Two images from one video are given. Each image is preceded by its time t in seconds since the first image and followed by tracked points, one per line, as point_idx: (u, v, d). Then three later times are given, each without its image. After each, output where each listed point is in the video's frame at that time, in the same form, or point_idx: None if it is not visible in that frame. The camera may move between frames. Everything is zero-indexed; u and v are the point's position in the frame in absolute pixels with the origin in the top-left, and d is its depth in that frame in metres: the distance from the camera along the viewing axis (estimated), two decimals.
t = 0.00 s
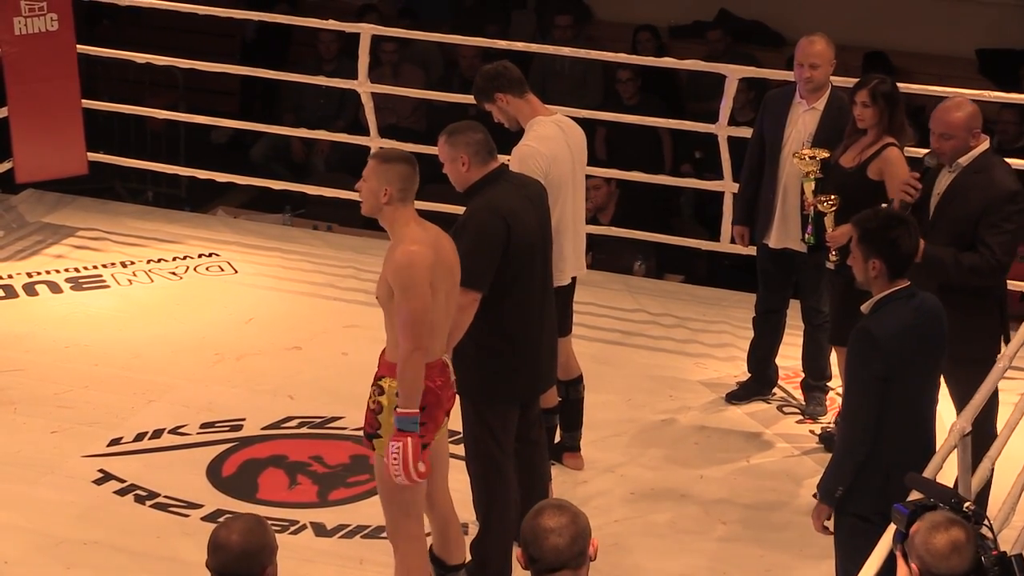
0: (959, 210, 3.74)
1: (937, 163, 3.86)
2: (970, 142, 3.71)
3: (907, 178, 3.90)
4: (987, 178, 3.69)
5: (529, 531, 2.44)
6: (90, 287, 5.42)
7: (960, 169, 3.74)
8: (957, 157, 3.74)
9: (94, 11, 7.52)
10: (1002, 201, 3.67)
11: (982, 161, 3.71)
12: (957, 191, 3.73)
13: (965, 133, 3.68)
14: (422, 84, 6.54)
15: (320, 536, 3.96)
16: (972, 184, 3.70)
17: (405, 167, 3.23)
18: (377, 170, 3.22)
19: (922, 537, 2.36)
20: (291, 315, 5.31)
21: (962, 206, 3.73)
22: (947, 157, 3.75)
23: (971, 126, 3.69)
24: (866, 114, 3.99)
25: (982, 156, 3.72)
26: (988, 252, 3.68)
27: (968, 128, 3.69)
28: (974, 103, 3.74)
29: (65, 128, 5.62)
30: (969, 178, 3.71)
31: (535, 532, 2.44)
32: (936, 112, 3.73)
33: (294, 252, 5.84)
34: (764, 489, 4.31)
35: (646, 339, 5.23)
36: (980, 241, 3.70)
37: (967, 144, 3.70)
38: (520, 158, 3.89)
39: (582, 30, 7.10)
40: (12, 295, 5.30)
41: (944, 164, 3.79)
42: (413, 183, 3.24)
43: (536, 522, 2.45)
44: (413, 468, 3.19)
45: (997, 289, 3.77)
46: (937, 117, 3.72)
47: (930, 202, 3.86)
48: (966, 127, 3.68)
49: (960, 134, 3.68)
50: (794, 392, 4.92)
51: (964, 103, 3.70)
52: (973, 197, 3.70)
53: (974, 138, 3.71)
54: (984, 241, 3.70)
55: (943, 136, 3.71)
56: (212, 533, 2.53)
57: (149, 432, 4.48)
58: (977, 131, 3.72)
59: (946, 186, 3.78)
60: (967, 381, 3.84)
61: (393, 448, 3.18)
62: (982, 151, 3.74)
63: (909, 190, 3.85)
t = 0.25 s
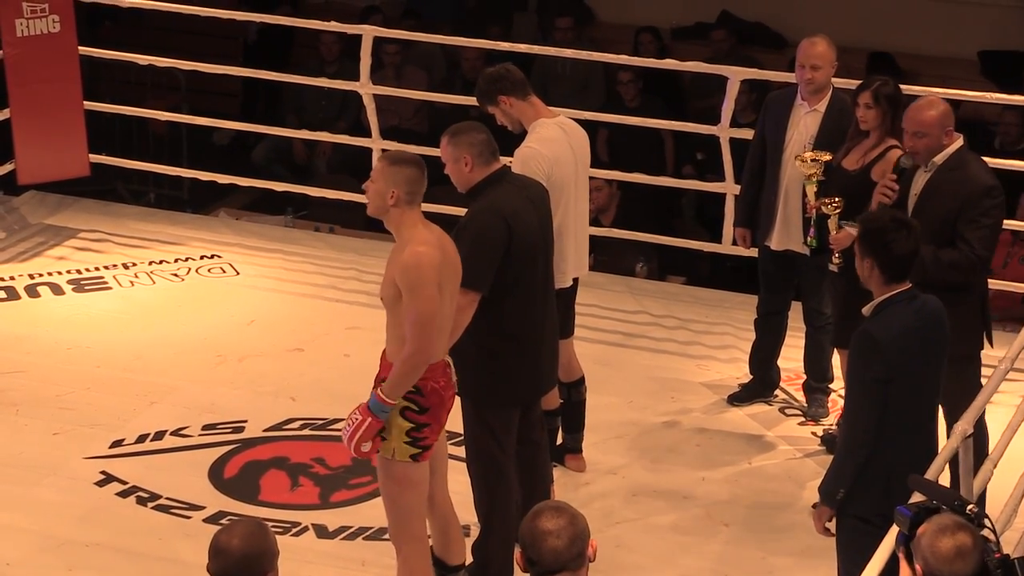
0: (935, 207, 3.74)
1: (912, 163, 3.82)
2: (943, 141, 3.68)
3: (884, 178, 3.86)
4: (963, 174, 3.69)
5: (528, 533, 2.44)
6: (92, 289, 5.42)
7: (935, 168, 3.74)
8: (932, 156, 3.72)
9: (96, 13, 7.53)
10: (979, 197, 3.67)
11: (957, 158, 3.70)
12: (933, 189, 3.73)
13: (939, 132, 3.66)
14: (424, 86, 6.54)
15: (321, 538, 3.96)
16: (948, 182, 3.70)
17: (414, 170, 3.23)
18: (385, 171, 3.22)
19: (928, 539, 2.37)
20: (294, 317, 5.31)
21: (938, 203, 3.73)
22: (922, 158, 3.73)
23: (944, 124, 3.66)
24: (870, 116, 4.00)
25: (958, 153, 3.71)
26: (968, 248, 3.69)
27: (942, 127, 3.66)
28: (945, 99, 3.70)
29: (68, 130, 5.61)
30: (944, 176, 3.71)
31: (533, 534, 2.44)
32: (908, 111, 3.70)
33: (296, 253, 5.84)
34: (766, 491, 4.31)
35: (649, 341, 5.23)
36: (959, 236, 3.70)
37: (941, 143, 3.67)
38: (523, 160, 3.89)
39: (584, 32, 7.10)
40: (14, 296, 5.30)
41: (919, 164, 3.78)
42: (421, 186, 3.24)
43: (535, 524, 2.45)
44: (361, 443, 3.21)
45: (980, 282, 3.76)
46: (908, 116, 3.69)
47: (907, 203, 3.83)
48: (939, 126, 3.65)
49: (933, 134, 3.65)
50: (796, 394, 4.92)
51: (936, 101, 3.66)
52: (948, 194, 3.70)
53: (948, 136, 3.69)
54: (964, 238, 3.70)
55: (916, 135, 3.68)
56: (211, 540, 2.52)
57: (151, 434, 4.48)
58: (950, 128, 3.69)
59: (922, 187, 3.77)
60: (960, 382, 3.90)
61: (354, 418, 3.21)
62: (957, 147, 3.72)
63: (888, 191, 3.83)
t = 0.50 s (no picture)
0: (914, 201, 3.79)
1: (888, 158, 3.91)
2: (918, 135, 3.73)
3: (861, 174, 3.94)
4: (939, 168, 3.77)
5: (531, 533, 2.44)
6: (95, 290, 5.42)
7: (910, 163, 3.81)
8: (908, 152, 3.78)
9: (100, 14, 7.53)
10: (956, 189, 3.75)
11: (932, 152, 3.79)
12: (910, 183, 3.80)
13: (913, 127, 3.68)
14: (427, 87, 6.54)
15: (324, 539, 3.96)
16: (925, 175, 3.78)
17: (425, 171, 3.23)
18: (396, 170, 3.23)
19: (935, 541, 2.37)
20: (297, 317, 5.31)
21: (916, 196, 3.79)
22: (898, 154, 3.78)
23: (920, 119, 3.69)
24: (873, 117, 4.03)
25: (931, 146, 3.80)
26: (950, 242, 3.75)
27: (917, 121, 3.68)
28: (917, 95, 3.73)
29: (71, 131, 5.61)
30: (921, 169, 3.79)
31: (535, 535, 2.44)
32: (882, 108, 3.71)
33: (299, 254, 5.84)
34: (768, 492, 4.31)
35: (652, 342, 5.23)
36: (939, 230, 3.77)
37: (916, 138, 3.72)
38: (527, 160, 3.89)
39: (587, 33, 7.10)
40: (17, 297, 5.30)
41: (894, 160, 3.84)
42: (429, 188, 3.24)
43: (537, 525, 2.45)
44: (361, 450, 3.21)
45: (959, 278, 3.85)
46: (884, 114, 3.70)
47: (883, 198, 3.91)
48: (913, 121, 3.67)
49: (909, 129, 3.68)
50: (799, 395, 4.92)
51: (910, 98, 3.67)
52: (926, 188, 3.77)
53: (921, 130, 3.74)
54: (943, 231, 3.77)
55: (892, 132, 3.70)
56: (205, 542, 2.52)
57: (154, 435, 4.48)
58: (923, 123, 3.74)
59: (897, 184, 3.84)
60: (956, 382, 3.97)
61: (352, 424, 3.20)
62: (928, 142, 3.81)
63: (863, 188, 3.92)
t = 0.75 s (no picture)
0: (909, 199, 3.81)
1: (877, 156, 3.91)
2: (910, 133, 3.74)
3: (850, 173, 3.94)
4: (935, 165, 3.79)
5: (536, 538, 2.43)
6: (100, 291, 5.42)
7: (902, 161, 3.83)
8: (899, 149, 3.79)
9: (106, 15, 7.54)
10: (952, 186, 3.79)
11: (925, 150, 3.80)
12: (904, 181, 3.82)
13: (907, 124, 3.69)
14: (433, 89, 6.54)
15: (330, 541, 3.96)
16: (920, 171, 3.80)
17: (425, 172, 3.24)
18: (397, 170, 3.24)
19: (941, 546, 2.37)
20: (302, 319, 5.31)
21: (913, 194, 3.81)
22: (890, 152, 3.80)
23: (914, 117, 3.70)
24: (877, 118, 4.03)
25: (923, 145, 3.81)
26: (947, 238, 3.80)
27: (911, 120, 3.69)
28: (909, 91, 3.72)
29: (76, 133, 5.61)
30: (914, 168, 3.80)
31: (541, 538, 2.42)
32: (875, 104, 3.70)
33: (305, 255, 5.85)
34: (773, 495, 4.31)
35: (658, 344, 5.23)
36: (937, 226, 3.80)
37: (908, 136, 3.73)
38: (532, 162, 3.88)
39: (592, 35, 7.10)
40: (23, 298, 5.31)
41: (885, 158, 3.86)
42: (430, 189, 3.24)
43: (543, 529, 2.43)
44: (394, 467, 3.19)
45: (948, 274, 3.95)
46: (876, 109, 3.69)
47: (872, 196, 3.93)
48: (908, 119, 3.68)
49: (903, 126, 3.68)
50: (804, 397, 4.92)
51: (903, 94, 3.68)
52: (922, 186, 3.79)
53: (914, 128, 3.74)
54: (941, 228, 3.81)
55: (885, 128, 3.69)
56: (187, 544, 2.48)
57: (159, 436, 4.49)
58: (915, 122, 3.73)
59: (888, 181, 3.87)
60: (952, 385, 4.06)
61: (378, 444, 3.18)
62: (920, 139, 3.81)
63: (853, 185, 3.91)
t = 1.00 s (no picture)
0: (911, 201, 3.81)
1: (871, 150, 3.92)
2: (908, 131, 3.75)
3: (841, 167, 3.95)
4: (933, 166, 3.80)
5: (540, 540, 2.42)
6: (106, 291, 5.42)
7: (902, 162, 3.84)
8: (898, 148, 3.81)
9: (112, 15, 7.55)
10: (954, 187, 3.78)
11: (924, 151, 3.81)
12: (906, 182, 3.82)
13: (905, 118, 3.71)
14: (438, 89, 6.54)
15: (335, 541, 3.96)
16: (920, 172, 3.80)
17: (425, 173, 3.24)
18: (396, 173, 3.23)
19: (947, 550, 2.37)
20: (307, 320, 5.31)
21: (914, 195, 3.81)
22: (890, 151, 3.82)
23: (913, 114, 3.72)
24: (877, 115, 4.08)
25: (922, 145, 3.82)
26: (953, 239, 3.78)
27: (910, 116, 3.72)
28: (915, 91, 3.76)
29: (81, 134, 5.61)
30: (914, 169, 3.81)
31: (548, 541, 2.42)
32: (876, 96, 3.75)
33: (310, 255, 5.85)
34: (778, 496, 4.31)
35: (663, 344, 5.23)
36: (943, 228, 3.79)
37: (906, 133, 3.75)
38: (538, 163, 3.88)
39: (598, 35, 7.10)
40: (28, 298, 5.31)
41: (885, 157, 3.87)
42: (430, 191, 3.24)
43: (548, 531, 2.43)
44: (407, 473, 3.20)
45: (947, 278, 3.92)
46: (876, 100, 3.73)
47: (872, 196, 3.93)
48: (908, 114, 3.70)
49: (900, 119, 3.71)
50: (809, 398, 4.92)
51: (907, 90, 3.71)
52: (923, 187, 3.79)
53: (912, 128, 3.76)
54: (945, 229, 3.79)
55: (881, 119, 3.73)
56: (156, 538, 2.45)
57: (165, 436, 4.49)
58: (916, 121, 3.75)
59: (891, 181, 3.86)
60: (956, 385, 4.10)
61: (390, 450, 3.19)
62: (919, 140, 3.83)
63: (844, 176, 3.91)
